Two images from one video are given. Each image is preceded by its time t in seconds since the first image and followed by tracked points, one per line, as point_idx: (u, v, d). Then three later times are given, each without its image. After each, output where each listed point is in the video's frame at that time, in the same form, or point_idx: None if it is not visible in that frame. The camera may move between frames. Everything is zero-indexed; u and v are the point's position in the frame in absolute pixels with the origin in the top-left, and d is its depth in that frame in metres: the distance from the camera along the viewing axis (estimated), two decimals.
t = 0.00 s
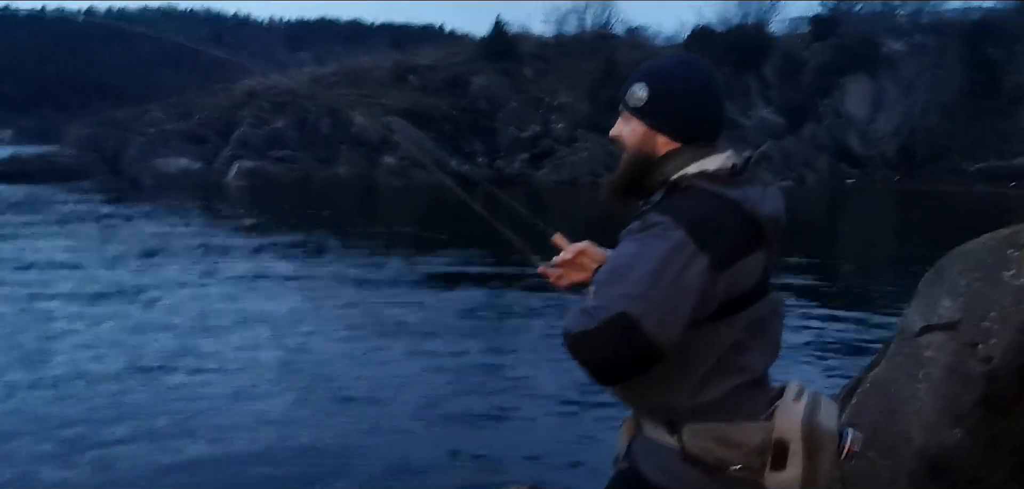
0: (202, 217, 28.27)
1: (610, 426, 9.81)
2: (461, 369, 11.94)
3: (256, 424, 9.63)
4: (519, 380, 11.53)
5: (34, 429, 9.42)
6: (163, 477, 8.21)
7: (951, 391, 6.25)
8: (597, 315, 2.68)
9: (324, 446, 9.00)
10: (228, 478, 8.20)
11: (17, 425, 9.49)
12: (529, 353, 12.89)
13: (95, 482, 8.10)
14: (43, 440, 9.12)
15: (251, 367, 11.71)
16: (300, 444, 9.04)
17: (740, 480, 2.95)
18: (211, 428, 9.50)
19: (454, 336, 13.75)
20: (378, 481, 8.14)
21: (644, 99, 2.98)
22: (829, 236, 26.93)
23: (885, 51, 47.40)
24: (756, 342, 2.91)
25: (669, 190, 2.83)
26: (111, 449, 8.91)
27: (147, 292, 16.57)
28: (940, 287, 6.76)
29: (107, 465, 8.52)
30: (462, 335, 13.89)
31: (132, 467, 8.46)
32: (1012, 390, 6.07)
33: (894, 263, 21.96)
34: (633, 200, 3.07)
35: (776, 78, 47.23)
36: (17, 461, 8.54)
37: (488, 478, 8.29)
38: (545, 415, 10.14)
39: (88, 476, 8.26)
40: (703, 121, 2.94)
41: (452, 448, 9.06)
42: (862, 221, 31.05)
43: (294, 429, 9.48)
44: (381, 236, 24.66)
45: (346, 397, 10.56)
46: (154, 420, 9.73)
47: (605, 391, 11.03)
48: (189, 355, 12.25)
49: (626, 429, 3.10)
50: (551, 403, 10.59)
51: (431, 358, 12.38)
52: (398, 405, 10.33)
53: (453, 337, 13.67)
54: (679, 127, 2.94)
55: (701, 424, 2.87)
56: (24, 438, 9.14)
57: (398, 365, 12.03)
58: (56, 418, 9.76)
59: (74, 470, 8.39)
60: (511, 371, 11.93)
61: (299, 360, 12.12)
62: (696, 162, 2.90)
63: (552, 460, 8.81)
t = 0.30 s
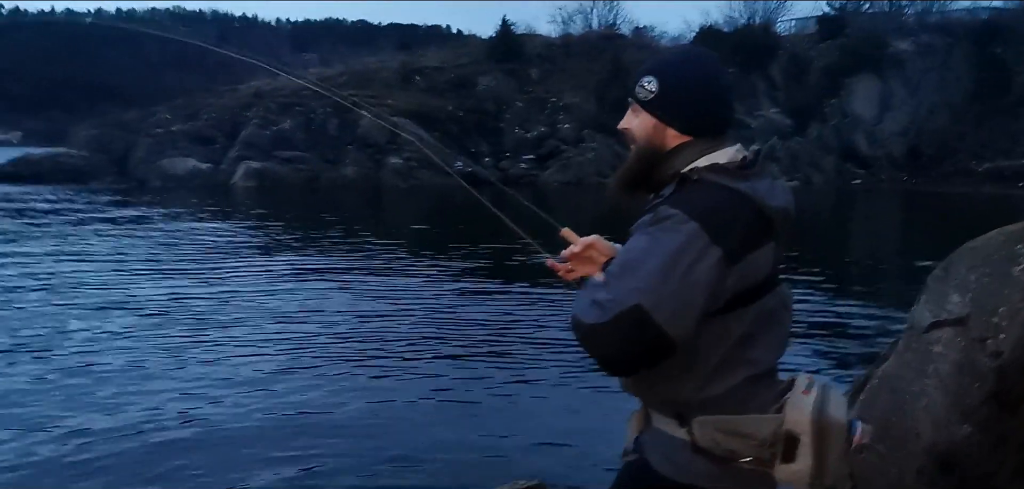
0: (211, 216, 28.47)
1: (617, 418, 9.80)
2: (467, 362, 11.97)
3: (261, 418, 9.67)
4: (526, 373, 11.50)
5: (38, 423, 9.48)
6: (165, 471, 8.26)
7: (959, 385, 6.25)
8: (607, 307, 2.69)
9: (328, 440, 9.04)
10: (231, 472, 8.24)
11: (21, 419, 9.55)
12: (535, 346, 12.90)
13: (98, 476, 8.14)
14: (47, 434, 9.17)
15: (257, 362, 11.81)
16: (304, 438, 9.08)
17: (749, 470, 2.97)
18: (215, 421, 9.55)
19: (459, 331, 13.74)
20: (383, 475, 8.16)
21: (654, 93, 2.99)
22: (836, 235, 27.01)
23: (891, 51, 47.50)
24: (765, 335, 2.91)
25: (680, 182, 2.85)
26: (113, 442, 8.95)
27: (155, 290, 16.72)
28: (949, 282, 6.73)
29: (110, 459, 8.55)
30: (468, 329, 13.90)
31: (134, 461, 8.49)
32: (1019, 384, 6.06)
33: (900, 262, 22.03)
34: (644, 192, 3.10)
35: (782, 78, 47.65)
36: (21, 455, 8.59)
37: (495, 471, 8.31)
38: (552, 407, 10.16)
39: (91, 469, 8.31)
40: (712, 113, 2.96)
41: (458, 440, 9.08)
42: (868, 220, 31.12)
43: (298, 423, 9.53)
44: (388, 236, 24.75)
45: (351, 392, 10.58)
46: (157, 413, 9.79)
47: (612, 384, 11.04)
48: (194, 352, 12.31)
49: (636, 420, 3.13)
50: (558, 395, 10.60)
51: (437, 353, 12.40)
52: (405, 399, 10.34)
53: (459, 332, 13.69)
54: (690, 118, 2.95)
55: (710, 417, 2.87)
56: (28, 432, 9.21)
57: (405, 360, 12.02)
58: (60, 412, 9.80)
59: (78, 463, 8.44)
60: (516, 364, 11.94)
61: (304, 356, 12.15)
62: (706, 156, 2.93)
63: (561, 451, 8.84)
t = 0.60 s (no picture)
0: (215, 215, 28.53)
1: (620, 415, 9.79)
2: (471, 358, 12.02)
3: (264, 414, 9.71)
4: (529, 370, 11.49)
5: (40, 420, 9.50)
6: (165, 468, 8.27)
7: (964, 382, 6.26)
8: (613, 306, 2.69)
9: (331, 437, 9.05)
10: (231, 469, 8.24)
11: (23, 417, 9.57)
12: (538, 343, 12.87)
13: (98, 473, 8.15)
14: (49, 431, 9.20)
15: (263, 358, 11.87)
16: (307, 435, 9.08)
17: (753, 468, 2.96)
18: (216, 417, 9.55)
19: (462, 328, 13.72)
20: (385, 473, 8.16)
21: (662, 88, 2.99)
22: (840, 232, 27.05)
23: (898, 48, 47.24)
24: (769, 333, 2.92)
25: (687, 179, 2.85)
26: (114, 440, 8.96)
27: (159, 287, 16.81)
28: (952, 281, 6.74)
29: (111, 456, 8.57)
30: (471, 326, 13.88)
31: (134, 458, 8.50)
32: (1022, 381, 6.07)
33: (905, 259, 22.04)
34: (649, 189, 3.10)
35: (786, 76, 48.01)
36: (22, 453, 8.61)
37: (498, 468, 8.30)
38: (556, 404, 10.16)
39: (92, 466, 8.32)
40: (717, 111, 2.96)
41: (463, 437, 9.08)
42: (872, 218, 31.15)
43: (300, 419, 9.53)
44: (391, 235, 24.75)
45: (354, 388, 10.62)
46: (160, 410, 9.81)
47: (615, 381, 11.02)
48: (197, 349, 12.34)
49: (640, 416, 3.13)
50: (561, 392, 10.60)
51: (440, 350, 12.39)
52: (408, 396, 10.34)
53: (462, 329, 13.67)
54: (696, 114, 2.95)
55: (712, 417, 2.86)
56: (29, 429, 9.23)
57: (409, 357, 12.02)
58: (63, 410, 9.83)
59: (79, 460, 8.45)
60: (519, 361, 11.92)
61: (307, 353, 12.16)
62: (712, 154, 2.93)
63: (565, 447, 8.83)
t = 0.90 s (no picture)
0: (217, 213, 28.58)
1: (621, 413, 9.79)
2: (475, 355, 12.05)
3: (267, 410, 9.73)
4: (531, 368, 11.50)
5: (40, 418, 9.52)
6: (164, 466, 8.27)
7: (967, 378, 6.23)
8: (612, 303, 2.70)
9: (332, 434, 9.06)
10: (231, 468, 8.25)
11: (24, 414, 9.59)
12: (540, 340, 12.87)
13: (98, 471, 8.16)
14: (50, 428, 9.22)
15: (267, 356, 11.92)
16: (307, 433, 9.08)
17: (751, 465, 2.96)
18: (218, 415, 9.57)
19: (464, 326, 13.73)
20: (386, 471, 8.17)
21: (661, 85, 3.00)
22: (843, 230, 27.09)
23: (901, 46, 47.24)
24: (768, 331, 2.92)
25: (685, 176, 2.86)
26: (115, 436, 8.98)
27: (164, 285, 16.86)
28: (955, 277, 6.77)
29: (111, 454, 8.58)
30: (474, 323, 13.89)
31: (133, 455, 8.50)
32: None
33: (908, 257, 22.08)
34: (650, 185, 3.10)
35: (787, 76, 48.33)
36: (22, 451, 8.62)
37: (500, 465, 8.31)
38: (557, 401, 10.17)
39: (91, 464, 8.33)
40: (718, 107, 2.97)
41: (465, 434, 9.10)
42: (874, 216, 31.18)
43: (301, 417, 9.54)
44: (393, 233, 24.76)
45: (358, 385, 10.64)
46: (161, 407, 9.83)
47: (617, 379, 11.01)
48: (199, 346, 12.37)
49: (640, 412, 3.14)
50: (563, 389, 10.61)
51: (441, 348, 12.40)
52: (410, 393, 10.35)
53: (463, 326, 13.66)
54: (697, 111, 2.96)
55: (711, 413, 2.87)
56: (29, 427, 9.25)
57: (410, 354, 12.03)
58: (64, 407, 9.85)
59: (79, 458, 8.46)
60: (521, 359, 11.92)
61: (309, 350, 12.17)
62: (711, 151, 2.94)
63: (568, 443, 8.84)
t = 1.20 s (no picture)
0: (217, 212, 28.60)
1: (624, 409, 9.79)
2: (476, 352, 12.08)
3: (269, 408, 9.74)
4: (531, 365, 11.49)
5: (40, 416, 9.53)
6: (163, 464, 8.25)
7: (969, 375, 6.28)
8: (615, 299, 2.70)
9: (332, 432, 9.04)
10: (230, 466, 8.23)
11: (22, 413, 9.58)
12: (540, 338, 12.87)
13: (96, 470, 8.16)
14: (50, 426, 9.22)
15: (269, 353, 11.95)
16: (307, 431, 9.07)
17: (755, 460, 2.96)
18: (219, 414, 9.57)
19: (463, 323, 13.73)
20: (394, 468, 8.17)
21: (660, 80, 2.99)
22: (844, 229, 27.07)
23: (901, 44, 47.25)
24: (768, 324, 2.91)
25: (685, 170, 2.86)
26: (115, 435, 8.97)
27: (166, 284, 16.89)
28: (957, 274, 6.74)
29: (110, 452, 8.57)
30: (473, 321, 13.88)
31: (134, 454, 8.49)
32: None
33: (910, 255, 22.06)
34: (648, 181, 3.11)
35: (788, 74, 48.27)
36: (20, 450, 8.62)
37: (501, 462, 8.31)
38: (559, 398, 10.17)
39: (90, 463, 8.32)
40: (717, 101, 2.97)
41: (466, 431, 9.08)
42: (875, 215, 31.16)
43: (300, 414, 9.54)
44: (392, 232, 24.75)
45: (360, 383, 10.63)
46: (161, 405, 9.84)
47: (618, 376, 11.01)
48: (199, 344, 12.39)
49: (641, 408, 3.13)
50: (563, 386, 10.61)
51: (441, 345, 12.40)
52: (409, 390, 10.35)
53: (463, 324, 13.66)
54: (695, 106, 2.96)
55: (714, 406, 2.87)
56: (28, 425, 9.25)
57: (410, 352, 12.04)
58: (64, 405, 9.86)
59: (79, 457, 8.44)
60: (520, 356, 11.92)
61: (308, 348, 12.18)
62: (710, 145, 2.94)
63: (574, 439, 8.91)
